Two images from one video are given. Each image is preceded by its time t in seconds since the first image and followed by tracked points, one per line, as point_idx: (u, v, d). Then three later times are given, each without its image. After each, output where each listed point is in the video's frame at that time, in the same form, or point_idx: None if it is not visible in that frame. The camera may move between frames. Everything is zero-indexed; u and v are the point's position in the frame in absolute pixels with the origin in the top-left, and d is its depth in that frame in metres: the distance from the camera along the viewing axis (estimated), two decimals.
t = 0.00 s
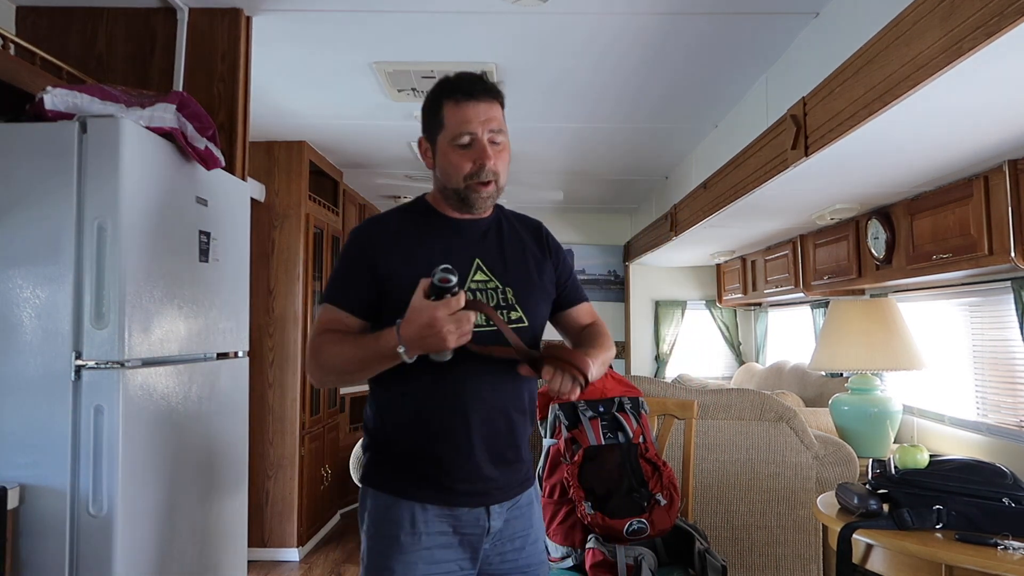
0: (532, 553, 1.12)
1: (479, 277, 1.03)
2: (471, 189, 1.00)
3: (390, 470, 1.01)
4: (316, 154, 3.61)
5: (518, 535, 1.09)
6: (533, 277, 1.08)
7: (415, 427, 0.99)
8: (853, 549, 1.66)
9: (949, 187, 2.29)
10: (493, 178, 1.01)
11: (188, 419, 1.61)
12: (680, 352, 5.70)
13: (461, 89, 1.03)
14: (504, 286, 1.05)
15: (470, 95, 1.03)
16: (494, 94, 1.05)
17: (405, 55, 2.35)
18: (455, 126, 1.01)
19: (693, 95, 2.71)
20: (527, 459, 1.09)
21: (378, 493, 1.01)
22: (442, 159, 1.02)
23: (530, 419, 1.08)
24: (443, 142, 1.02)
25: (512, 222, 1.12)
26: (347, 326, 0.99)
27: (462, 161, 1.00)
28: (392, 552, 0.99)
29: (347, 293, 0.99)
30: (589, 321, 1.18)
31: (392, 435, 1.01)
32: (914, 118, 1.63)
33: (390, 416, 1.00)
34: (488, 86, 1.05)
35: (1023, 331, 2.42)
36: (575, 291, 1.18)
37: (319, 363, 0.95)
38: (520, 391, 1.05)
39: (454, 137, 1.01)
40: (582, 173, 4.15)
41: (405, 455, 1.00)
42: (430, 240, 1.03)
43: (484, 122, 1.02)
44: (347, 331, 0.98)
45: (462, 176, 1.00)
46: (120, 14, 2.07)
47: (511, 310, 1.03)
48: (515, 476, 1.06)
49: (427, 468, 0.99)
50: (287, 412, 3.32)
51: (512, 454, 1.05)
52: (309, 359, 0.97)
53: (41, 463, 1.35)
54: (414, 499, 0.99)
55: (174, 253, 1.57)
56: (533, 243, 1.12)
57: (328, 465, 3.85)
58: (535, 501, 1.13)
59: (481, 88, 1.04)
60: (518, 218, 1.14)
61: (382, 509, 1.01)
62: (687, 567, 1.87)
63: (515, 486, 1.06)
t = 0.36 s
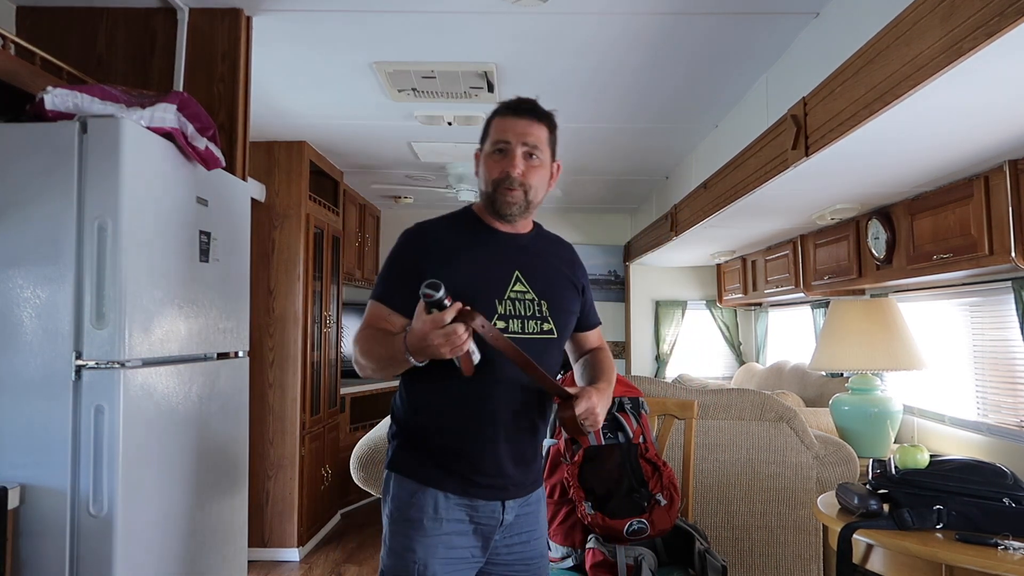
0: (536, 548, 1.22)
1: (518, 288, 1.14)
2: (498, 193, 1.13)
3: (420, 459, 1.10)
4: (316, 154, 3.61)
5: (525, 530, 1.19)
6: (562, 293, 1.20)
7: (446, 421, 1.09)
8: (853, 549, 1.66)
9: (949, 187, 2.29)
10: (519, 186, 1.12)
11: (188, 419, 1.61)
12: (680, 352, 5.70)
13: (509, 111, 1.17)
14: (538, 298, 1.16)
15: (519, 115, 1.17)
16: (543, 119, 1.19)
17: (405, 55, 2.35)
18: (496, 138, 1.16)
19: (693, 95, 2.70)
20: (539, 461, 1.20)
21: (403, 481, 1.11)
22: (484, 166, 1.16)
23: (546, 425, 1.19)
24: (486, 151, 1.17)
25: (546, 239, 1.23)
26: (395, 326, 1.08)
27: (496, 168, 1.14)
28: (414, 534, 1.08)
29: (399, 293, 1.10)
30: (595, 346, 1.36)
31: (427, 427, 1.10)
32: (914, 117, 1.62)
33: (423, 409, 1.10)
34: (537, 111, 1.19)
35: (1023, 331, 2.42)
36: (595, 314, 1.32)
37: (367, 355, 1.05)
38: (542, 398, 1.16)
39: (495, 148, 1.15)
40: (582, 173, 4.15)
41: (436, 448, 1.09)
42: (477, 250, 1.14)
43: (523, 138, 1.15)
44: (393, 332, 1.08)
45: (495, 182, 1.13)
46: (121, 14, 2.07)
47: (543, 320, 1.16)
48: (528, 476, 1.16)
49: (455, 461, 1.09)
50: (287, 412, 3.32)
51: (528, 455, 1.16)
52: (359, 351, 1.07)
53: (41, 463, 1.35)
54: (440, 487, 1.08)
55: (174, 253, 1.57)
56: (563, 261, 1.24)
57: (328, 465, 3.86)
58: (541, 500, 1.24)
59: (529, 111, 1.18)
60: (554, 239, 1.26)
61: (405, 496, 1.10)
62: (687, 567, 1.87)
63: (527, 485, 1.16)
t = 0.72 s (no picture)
0: (537, 544, 1.22)
1: (520, 285, 1.14)
2: (514, 196, 1.14)
3: (420, 449, 1.11)
4: (316, 154, 3.61)
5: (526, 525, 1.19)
6: (564, 293, 1.21)
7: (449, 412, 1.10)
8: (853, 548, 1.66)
9: (949, 187, 2.29)
10: (536, 192, 1.14)
11: (188, 419, 1.61)
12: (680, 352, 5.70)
13: (538, 116, 1.18)
14: (541, 296, 1.16)
15: (545, 122, 1.18)
16: (566, 129, 1.20)
17: (406, 55, 2.35)
18: (520, 141, 1.17)
19: (693, 95, 2.70)
20: (541, 456, 1.20)
21: (406, 472, 1.11)
22: (503, 166, 1.17)
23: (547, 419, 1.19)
24: (508, 152, 1.18)
25: (550, 242, 1.23)
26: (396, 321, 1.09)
27: (516, 170, 1.15)
28: (415, 524, 1.09)
29: (405, 288, 1.10)
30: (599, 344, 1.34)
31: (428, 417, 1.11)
32: (914, 118, 1.63)
33: (427, 400, 1.11)
34: (562, 120, 1.20)
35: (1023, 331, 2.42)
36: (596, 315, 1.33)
37: (366, 352, 1.05)
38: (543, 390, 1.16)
39: (517, 150, 1.16)
40: (582, 173, 4.15)
41: (435, 437, 1.10)
42: (480, 247, 1.14)
43: (547, 146, 1.16)
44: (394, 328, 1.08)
45: (512, 184, 1.15)
46: (121, 14, 2.07)
47: (545, 317, 1.15)
48: (529, 471, 1.16)
49: (454, 452, 1.09)
50: (287, 412, 3.32)
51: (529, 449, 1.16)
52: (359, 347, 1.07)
53: (41, 463, 1.35)
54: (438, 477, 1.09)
55: (174, 253, 1.57)
56: (566, 263, 1.24)
57: (328, 465, 3.86)
58: (544, 497, 1.23)
59: (556, 119, 1.19)
60: (560, 242, 1.26)
61: (407, 487, 1.10)
62: (687, 567, 1.87)
63: (529, 481, 1.16)
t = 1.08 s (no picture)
0: (540, 541, 1.21)
1: (516, 285, 1.14)
2: (519, 203, 1.11)
3: (421, 447, 1.11)
4: (316, 154, 3.61)
5: (528, 522, 1.19)
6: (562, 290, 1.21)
7: (449, 408, 1.10)
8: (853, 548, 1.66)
9: (949, 188, 2.29)
10: (539, 195, 1.12)
11: (187, 419, 1.61)
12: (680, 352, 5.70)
13: (513, 117, 1.13)
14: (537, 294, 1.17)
15: (522, 123, 1.13)
16: (541, 123, 1.16)
17: (405, 55, 2.35)
18: (509, 147, 1.10)
19: (693, 95, 2.70)
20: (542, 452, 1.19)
21: (408, 469, 1.12)
22: (496, 176, 1.11)
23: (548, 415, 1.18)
24: (497, 161, 1.11)
25: (544, 239, 1.23)
26: (419, 327, 1.08)
27: (515, 179, 1.10)
28: (416, 520, 1.09)
29: (412, 295, 1.09)
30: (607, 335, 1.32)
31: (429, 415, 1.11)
32: (913, 118, 1.63)
33: (427, 399, 1.12)
34: (536, 115, 1.15)
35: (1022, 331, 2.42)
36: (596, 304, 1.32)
37: (407, 368, 1.03)
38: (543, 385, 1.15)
39: (508, 158, 1.10)
40: (582, 173, 4.15)
41: (436, 434, 1.10)
42: (476, 251, 1.14)
43: (535, 146, 1.12)
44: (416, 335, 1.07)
45: (514, 192, 1.10)
46: (121, 14, 2.07)
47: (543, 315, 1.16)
48: (530, 467, 1.15)
49: (455, 449, 1.09)
50: (287, 412, 3.32)
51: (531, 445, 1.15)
52: (388, 362, 1.05)
53: (41, 463, 1.35)
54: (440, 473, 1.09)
55: (174, 253, 1.57)
56: (560, 259, 1.24)
57: (328, 465, 3.86)
58: (546, 494, 1.23)
59: (530, 115, 1.14)
60: (548, 234, 1.26)
61: (408, 483, 1.11)
62: (687, 567, 1.87)
63: (530, 477, 1.15)
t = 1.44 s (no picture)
0: (541, 539, 1.22)
1: (520, 286, 1.15)
2: (518, 210, 1.12)
3: (425, 446, 1.11)
4: (316, 154, 3.61)
5: (529, 520, 1.19)
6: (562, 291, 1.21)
7: (454, 408, 1.10)
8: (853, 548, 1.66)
9: (949, 188, 2.29)
10: (538, 200, 1.12)
11: (188, 419, 1.61)
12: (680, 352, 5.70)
13: (507, 124, 1.11)
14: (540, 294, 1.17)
15: (515, 131, 1.11)
16: (535, 126, 1.13)
17: (406, 55, 2.35)
18: (503, 159, 1.10)
19: (693, 95, 2.70)
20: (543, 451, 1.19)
21: (411, 469, 1.12)
22: (492, 186, 1.12)
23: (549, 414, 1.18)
24: (493, 171, 1.11)
25: (544, 240, 1.23)
26: (423, 330, 1.08)
27: (511, 189, 1.10)
28: (421, 519, 1.09)
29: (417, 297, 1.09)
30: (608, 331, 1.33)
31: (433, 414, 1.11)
32: (914, 117, 1.62)
33: (431, 398, 1.12)
34: (527, 118, 1.13)
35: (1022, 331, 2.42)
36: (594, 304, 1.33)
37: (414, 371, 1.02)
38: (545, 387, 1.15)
39: (503, 169, 1.10)
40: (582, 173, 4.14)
41: (440, 433, 1.10)
42: (480, 253, 1.15)
43: (529, 154, 1.11)
44: (423, 339, 1.07)
45: (513, 202, 1.11)
46: (121, 14, 2.07)
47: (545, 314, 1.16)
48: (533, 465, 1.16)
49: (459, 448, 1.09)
50: (287, 412, 3.32)
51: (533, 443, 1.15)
52: (394, 365, 1.05)
53: (41, 463, 1.35)
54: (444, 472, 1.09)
55: (174, 253, 1.56)
56: (560, 259, 1.24)
57: (328, 465, 3.86)
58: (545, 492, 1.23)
59: (522, 120, 1.12)
60: (548, 235, 1.26)
61: (412, 482, 1.10)
62: (687, 567, 1.87)
63: (532, 475, 1.16)
